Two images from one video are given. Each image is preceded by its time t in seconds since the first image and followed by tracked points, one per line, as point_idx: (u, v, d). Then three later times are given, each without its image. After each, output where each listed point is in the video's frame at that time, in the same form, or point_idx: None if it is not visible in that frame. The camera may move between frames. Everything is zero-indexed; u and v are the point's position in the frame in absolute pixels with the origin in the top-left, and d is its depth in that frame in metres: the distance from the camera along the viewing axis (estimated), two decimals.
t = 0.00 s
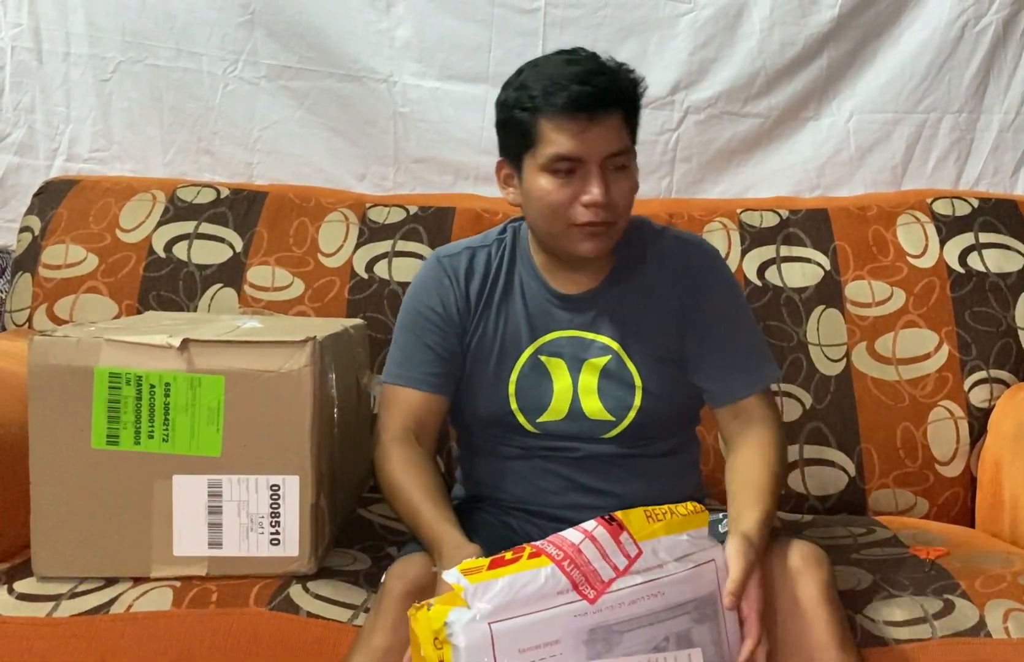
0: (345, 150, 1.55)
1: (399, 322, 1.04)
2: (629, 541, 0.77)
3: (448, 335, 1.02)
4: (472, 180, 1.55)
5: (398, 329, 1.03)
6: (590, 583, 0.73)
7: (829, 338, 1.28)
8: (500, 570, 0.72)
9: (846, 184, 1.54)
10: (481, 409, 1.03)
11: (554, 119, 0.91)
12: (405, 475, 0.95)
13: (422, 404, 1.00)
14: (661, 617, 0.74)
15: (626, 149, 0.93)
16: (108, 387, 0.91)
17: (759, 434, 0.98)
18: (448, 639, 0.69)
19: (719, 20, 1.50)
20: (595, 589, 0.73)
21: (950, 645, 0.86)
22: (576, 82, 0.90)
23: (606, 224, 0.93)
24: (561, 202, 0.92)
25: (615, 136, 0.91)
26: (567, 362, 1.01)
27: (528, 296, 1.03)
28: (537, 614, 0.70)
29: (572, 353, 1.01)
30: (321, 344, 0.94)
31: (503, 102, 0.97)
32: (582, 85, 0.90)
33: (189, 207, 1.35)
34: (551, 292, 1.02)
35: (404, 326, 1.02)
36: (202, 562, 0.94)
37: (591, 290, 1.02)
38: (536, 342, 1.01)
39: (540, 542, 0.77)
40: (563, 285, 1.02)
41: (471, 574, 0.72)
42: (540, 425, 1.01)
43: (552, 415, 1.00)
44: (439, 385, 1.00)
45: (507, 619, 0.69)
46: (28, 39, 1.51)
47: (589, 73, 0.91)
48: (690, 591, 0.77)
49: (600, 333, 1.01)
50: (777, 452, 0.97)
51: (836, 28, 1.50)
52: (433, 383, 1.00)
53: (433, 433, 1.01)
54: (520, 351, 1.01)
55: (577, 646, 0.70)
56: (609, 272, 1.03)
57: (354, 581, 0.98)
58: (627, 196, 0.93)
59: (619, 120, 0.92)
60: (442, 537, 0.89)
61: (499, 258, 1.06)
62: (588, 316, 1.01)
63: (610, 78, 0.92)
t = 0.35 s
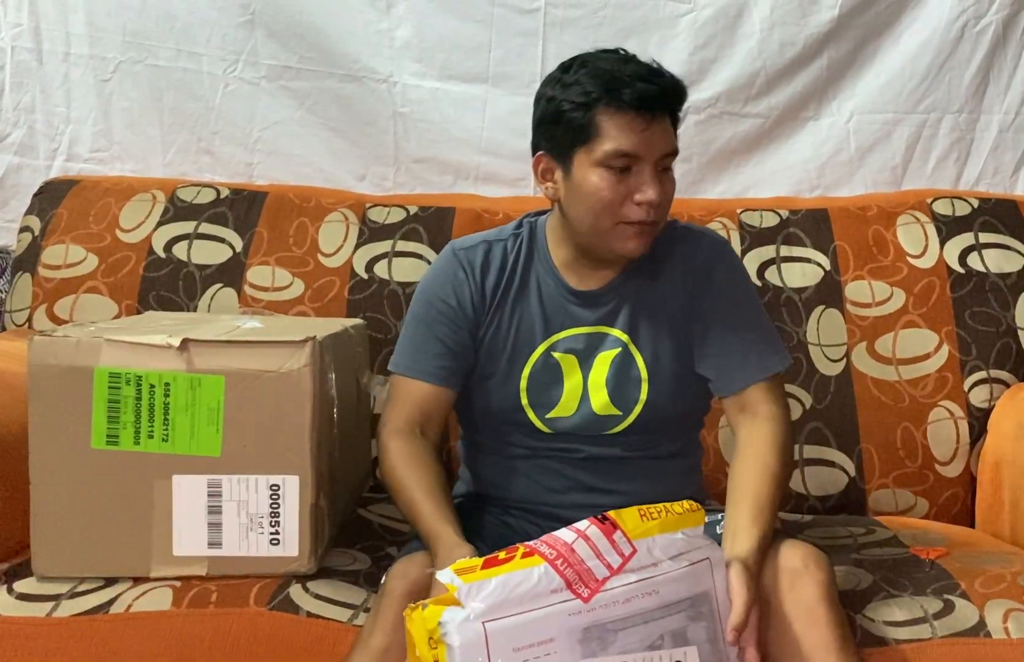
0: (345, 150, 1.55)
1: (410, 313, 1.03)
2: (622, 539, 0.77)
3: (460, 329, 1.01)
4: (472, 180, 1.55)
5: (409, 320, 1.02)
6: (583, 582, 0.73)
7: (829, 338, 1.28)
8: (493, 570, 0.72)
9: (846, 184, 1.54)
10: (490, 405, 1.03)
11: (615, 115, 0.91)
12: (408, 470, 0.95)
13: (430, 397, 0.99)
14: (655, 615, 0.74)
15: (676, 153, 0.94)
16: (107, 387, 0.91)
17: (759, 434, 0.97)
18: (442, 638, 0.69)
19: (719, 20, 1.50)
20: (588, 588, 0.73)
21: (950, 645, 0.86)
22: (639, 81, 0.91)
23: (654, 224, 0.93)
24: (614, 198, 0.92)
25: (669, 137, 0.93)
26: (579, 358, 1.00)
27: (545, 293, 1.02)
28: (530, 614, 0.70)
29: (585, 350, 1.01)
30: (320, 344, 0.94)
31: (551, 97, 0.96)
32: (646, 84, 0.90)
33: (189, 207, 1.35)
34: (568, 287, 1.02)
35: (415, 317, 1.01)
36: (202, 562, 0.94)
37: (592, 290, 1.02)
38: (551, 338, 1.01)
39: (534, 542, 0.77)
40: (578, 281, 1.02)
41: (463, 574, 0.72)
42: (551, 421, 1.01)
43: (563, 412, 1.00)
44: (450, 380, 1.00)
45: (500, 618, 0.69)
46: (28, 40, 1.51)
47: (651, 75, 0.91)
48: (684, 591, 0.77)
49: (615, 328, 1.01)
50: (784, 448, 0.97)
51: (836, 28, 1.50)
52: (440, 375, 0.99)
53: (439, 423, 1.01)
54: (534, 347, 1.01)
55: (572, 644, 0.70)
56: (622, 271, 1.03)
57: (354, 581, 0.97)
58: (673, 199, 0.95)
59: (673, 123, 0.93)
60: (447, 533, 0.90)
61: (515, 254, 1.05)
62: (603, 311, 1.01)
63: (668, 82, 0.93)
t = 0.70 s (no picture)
0: (345, 150, 1.55)
1: (414, 311, 1.03)
2: (614, 534, 0.77)
3: (463, 329, 1.01)
4: (472, 180, 1.55)
5: (413, 318, 1.01)
6: (578, 577, 0.73)
7: (829, 338, 1.28)
8: (488, 565, 0.72)
9: (846, 184, 1.54)
10: (492, 403, 1.03)
11: (620, 119, 0.90)
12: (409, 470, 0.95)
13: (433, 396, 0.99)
14: (649, 609, 0.74)
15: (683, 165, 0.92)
16: (107, 387, 0.91)
17: (765, 437, 0.98)
18: (439, 634, 0.69)
19: (719, 20, 1.50)
20: (584, 582, 0.73)
21: (949, 645, 0.86)
22: (651, 89, 0.89)
23: (646, 233, 0.93)
24: (610, 203, 0.92)
25: (678, 148, 0.91)
26: (583, 360, 1.00)
27: (550, 292, 1.03)
28: (525, 608, 0.70)
29: (589, 350, 1.00)
30: (320, 344, 0.94)
31: (565, 91, 0.96)
32: (657, 92, 0.89)
33: (188, 207, 1.35)
34: (574, 288, 1.02)
35: (420, 315, 1.01)
36: (202, 562, 0.94)
37: (593, 291, 1.02)
38: (556, 337, 1.01)
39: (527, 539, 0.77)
40: (582, 281, 1.02)
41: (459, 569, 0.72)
42: (554, 422, 1.01)
43: (565, 413, 1.00)
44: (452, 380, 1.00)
45: (497, 613, 0.69)
46: (28, 39, 1.51)
47: (666, 83, 0.90)
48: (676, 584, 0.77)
49: (620, 329, 1.01)
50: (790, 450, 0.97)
51: (836, 28, 1.50)
52: (443, 375, 0.99)
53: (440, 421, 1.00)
54: (539, 347, 1.01)
55: (567, 638, 0.70)
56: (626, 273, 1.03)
57: (354, 581, 0.97)
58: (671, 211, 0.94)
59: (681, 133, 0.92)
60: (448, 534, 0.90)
61: (521, 253, 1.05)
62: (609, 312, 1.01)
63: (684, 92, 0.91)
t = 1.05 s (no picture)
0: (345, 150, 1.55)
1: (418, 307, 1.02)
2: (603, 541, 0.78)
3: (468, 326, 1.01)
4: (472, 180, 1.55)
5: (417, 314, 1.01)
6: (562, 582, 0.74)
7: (829, 338, 1.28)
8: (468, 571, 0.75)
9: (846, 184, 1.54)
10: (495, 402, 1.03)
11: (564, 120, 0.91)
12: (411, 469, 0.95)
13: (437, 392, 0.99)
14: (642, 616, 0.74)
15: (637, 159, 0.91)
16: (107, 387, 0.91)
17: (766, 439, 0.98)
18: (421, 639, 0.71)
19: (719, 20, 1.50)
20: (568, 588, 0.74)
21: (949, 645, 0.86)
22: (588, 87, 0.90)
23: (604, 231, 0.93)
24: (563, 203, 0.93)
25: (626, 141, 0.90)
26: (585, 361, 1.00)
27: (552, 292, 1.03)
28: (503, 613, 0.72)
29: (591, 352, 1.01)
30: (320, 343, 0.94)
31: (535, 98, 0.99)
32: (590, 91, 0.90)
33: (188, 207, 1.35)
34: (575, 289, 1.02)
35: (424, 311, 1.01)
36: (202, 562, 0.94)
37: (594, 290, 1.02)
38: (558, 338, 1.01)
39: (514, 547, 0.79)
40: (582, 282, 1.02)
41: (438, 575, 0.75)
42: (554, 422, 1.01)
43: (565, 414, 1.00)
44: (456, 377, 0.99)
45: (474, 617, 0.71)
46: (28, 39, 1.51)
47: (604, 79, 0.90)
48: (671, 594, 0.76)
49: (621, 332, 1.01)
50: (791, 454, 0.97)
51: (835, 28, 1.50)
52: (447, 371, 0.98)
53: (441, 418, 1.00)
54: (541, 347, 1.01)
55: (552, 644, 0.71)
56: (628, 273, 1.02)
57: (354, 581, 0.97)
58: (632, 206, 0.93)
59: (631, 127, 0.90)
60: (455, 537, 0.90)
61: (526, 253, 1.05)
62: (609, 314, 1.01)
63: (626, 85, 0.90)
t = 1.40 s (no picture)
0: (345, 150, 1.55)
1: (421, 306, 1.03)
2: (595, 537, 0.80)
3: (473, 322, 1.01)
4: (471, 180, 1.55)
5: (421, 312, 1.02)
6: (553, 574, 0.76)
7: (828, 337, 1.28)
8: (465, 562, 0.78)
9: (846, 183, 1.54)
10: (497, 400, 1.03)
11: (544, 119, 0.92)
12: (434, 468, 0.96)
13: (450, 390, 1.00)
14: (635, 610, 0.74)
15: (617, 155, 0.91)
16: (107, 387, 0.91)
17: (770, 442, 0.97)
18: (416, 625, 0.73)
19: (719, 19, 1.50)
20: (559, 579, 0.75)
21: (950, 644, 0.86)
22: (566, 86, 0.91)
23: (587, 229, 0.92)
24: (546, 201, 0.93)
25: (605, 138, 0.90)
26: (581, 361, 1.00)
27: (551, 290, 1.03)
28: (494, 601, 0.73)
29: (586, 353, 1.01)
30: (320, 344, 0.94)
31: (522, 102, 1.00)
32: (568, 89, 0.90)
33: (188, 207, 1.35)
34: (574, 289, 1.02)
35: (429, 310, 1.01)
36: (202, 562, 0.94)
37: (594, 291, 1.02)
38: (554, 339, 1.01)
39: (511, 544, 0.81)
40: (581, 282, 1.02)
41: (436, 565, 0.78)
42: (552, 421, 1.01)
43: (562, 413, 1.00)
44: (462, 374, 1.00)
45: (467, 604, 0.73)
46: (28, 39, 1.51)
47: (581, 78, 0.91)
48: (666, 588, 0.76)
49: (617, 332, 1.01)
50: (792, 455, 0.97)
51: (835, 28, 1.50)
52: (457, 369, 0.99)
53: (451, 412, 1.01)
54: (538, 346, 1.01)
55: (542, 631, 0.72)
56: (627, 272, 1.03)
57: (354, 581, 0.98)
58: (614, 202, 0.92)
59: (610, 123, 0.90)
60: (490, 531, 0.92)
61: (525, 249, 1.05)
62: (604, 314, 1.01)
63: (602, 82, 0.91)
